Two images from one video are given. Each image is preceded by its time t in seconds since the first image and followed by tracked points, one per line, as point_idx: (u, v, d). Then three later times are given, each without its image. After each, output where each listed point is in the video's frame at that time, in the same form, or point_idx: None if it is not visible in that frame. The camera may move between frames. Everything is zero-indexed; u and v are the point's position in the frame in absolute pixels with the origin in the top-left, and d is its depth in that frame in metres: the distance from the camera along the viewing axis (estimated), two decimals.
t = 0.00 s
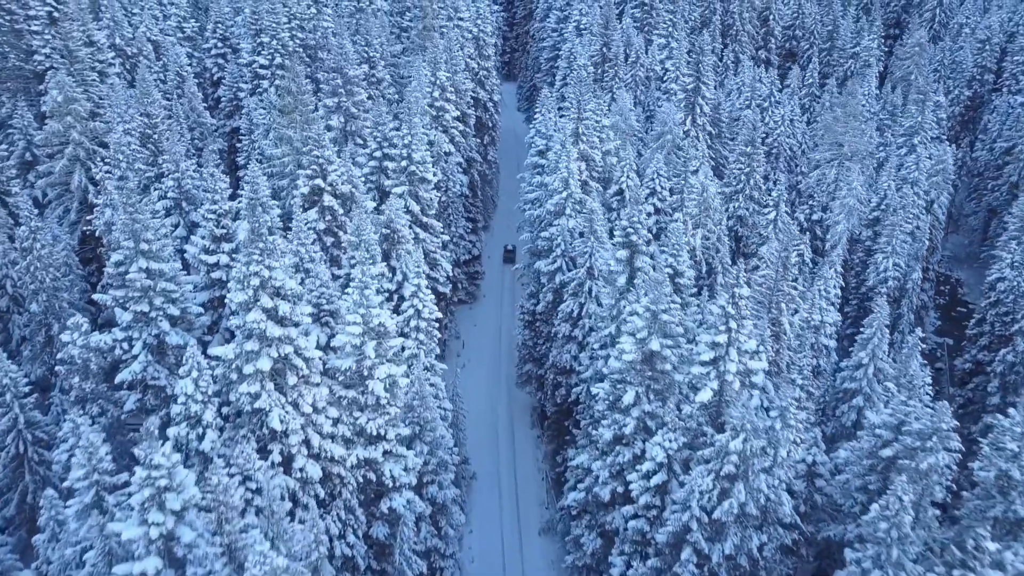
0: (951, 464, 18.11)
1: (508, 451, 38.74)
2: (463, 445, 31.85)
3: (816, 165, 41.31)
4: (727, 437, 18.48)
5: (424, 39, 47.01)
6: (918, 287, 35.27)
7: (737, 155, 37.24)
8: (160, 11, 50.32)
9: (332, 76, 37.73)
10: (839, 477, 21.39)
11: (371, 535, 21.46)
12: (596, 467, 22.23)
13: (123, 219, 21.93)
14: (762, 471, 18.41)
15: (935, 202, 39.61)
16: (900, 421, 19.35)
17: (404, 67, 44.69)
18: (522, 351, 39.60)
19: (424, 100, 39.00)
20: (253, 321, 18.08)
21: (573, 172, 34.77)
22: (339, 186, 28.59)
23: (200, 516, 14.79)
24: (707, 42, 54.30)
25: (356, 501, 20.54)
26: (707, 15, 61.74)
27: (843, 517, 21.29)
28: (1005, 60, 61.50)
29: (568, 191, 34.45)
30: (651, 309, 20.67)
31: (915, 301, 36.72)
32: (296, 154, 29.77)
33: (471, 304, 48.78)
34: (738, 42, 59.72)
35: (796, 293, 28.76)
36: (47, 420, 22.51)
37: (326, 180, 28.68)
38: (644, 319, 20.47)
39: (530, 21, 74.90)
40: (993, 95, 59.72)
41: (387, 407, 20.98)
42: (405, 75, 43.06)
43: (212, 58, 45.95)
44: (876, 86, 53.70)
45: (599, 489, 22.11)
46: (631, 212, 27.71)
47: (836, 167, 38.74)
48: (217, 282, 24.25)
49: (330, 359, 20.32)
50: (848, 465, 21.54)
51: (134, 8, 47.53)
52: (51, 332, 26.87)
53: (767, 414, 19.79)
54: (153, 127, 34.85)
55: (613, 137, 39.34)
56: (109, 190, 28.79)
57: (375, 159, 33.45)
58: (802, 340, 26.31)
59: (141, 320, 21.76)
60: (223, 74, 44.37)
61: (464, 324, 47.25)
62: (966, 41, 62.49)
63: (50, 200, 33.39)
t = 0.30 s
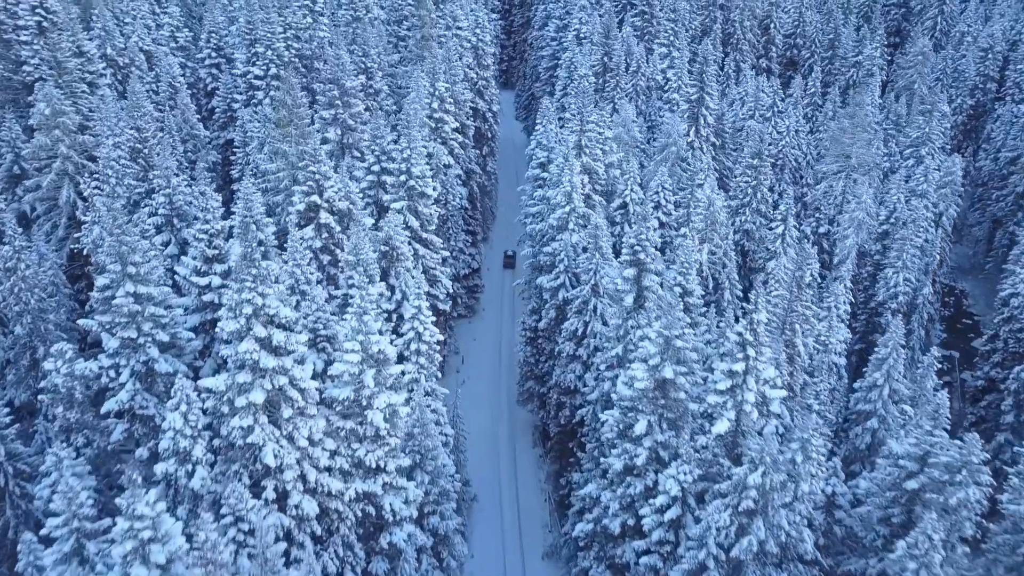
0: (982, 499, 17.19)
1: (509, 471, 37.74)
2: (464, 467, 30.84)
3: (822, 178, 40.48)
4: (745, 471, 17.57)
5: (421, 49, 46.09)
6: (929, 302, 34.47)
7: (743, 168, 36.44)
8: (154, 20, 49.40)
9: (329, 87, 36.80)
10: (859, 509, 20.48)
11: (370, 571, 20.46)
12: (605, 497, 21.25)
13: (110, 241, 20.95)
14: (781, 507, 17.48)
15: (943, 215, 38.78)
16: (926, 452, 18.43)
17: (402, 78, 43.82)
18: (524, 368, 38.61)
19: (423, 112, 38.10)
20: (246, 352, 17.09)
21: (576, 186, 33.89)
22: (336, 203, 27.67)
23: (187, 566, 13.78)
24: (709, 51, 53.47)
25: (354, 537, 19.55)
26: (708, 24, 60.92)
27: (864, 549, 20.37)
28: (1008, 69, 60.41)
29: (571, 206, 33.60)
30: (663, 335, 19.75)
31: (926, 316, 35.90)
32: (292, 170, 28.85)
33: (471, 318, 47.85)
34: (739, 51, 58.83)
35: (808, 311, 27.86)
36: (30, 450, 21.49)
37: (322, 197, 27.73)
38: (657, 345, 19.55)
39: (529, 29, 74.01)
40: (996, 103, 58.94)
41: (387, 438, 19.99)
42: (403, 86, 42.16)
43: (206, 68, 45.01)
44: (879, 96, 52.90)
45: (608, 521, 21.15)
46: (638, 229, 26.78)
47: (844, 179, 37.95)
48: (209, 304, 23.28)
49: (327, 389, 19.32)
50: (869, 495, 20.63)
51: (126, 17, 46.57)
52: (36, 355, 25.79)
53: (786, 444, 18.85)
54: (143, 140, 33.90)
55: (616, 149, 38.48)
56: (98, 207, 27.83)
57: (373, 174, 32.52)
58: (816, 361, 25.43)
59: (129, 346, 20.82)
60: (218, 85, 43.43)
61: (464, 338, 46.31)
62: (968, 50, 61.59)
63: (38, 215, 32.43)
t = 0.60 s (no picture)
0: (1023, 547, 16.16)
1: (511, 498, 36.54)
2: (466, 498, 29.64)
3: (830, 194, 39.50)
4: (770, 516, 16.46)
5: (418, 62, 45.00)
6: (942, 322, 33.49)
7: (751, 185, 35.51)
8: (146, 32, 48.29)
9: (324, 101, 35.68)
10: (886, 552, 19.39)
11: None
12: (617, 538, 20.09)
13: (92, 269, 19.78)
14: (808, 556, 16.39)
15: (954, 232, 37.82)
16: (961, 495, 17.37)
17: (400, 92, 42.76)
18: (526, 390, 37.41)
19: (421, 127, 37.02)
20: (236, 394, 15.89)
21: (580, 205, 32.82)
22: (332, 224, 26.56)
23: None
24: (711, 62, 52.48)
25: None
26: (708, 35, 59.96)
27: None
28: (1011, 81, 58.90)
29: (575, 225, 32.56)
30: (679, 369, 18.66)
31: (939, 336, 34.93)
32: (286, 190, 27.75)
33: (470, 336, 46.70)
34: (740, 63, 57.76)
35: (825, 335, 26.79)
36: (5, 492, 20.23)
37: (318, 219, 26.60)
38: (673, 380, 18.47)
39: (526, 41, 73.03)
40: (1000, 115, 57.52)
41: (387, 479, 18.81)
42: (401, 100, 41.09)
43: (199, 82, 43.88)
44: (884, 109, 51.92)
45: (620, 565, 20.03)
46: (647, 251, 25.74)
47: (853, 196, 36.99)
48: (198, 334, 22.11)
49: (323, 430, 18.13)
50: (896, 537, 19.55)
51: (117, 29, 45.44)
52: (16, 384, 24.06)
53: (810, 485, 17.76)
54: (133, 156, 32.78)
55: (619, 165, 37.48)
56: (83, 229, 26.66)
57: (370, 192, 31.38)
58: (833, 390, 24.38)
59: (113, 380, 19.66)
60: (210, 99, 42.30)
61: (463, 357, 45.15)
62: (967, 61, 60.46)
63: (22, 236, 31.26)
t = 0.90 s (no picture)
0: None
1: (512, 524, 35.47)
2: (467, 527, 28.58)
3: (837, 212, 38.64)
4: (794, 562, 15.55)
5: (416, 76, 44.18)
6: (955, 342, 32.68)
7: (758, 202, 34.72)
8: (139, 46, 47.35)
9: (321, 117, 34.79)
10: None
11: None
12: None
13: (74, 299, 18.69)
14: None
15: (964, 248, 37.05)
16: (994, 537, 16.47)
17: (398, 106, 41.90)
18: (528, 413, 36.40)
19: (420, 143, 36.15)
20: (225, 437, 14.88)
21: (584, 223, 31.89)
22: (329, 246, 25.61)
23: None
24: (713, 75, 51.73)
25: None
26: (709, 48, 59.12)
27: None
28: (1013, 93, 57.51)
29: (578, 243, 31.64)
30: (696, 404, 17.72)
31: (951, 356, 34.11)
32: (281, 209, 26.80)
33: (469, 355, 45.67)
34: (741, 76, 56.78)
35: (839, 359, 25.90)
36: None
37: (314, 240, 25.65)
38: (689, 416, 17.56)
39: (524, 53, 72.21)
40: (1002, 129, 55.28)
41: (386, 522, 17.78)
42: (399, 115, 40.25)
43: (193, 97, 42.93)
44: (888, 122, 51.18)
45: None
46: (656, 274, 24.87)
47: (861, 212, 36.20)
48: (187, 364, 21.03)
49: (318, 470, 17.11)
50: None
51: (109, 43, 44.50)
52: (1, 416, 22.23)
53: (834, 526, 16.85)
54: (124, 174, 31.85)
55: (623, 181, 36.63)
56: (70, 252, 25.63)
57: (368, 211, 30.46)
58: (849, 417, 23.50)
59: (97, 416, 18.62)
60: (204, 114, 41.38)
61: (462, 377, 44.11)
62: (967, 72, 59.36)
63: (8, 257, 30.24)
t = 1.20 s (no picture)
0: None
1: (515, 554, 34.27)
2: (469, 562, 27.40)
3: (845, 230, 37.81)
4: None
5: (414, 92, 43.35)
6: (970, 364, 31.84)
7: (766, 221, 33.92)
8: (133, 61, 46.44)
9: (317, 135, 33.87)
10: None
11: None
12: None
13: (54, 332, 17.64)
14: None
15: (974, 267, 36.28)
16: None
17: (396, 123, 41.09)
18: (530, 437, 35.34)
19: (419, 161, 35.27)
20: (214, 486, 13.91)
21: (589, 244, 30.95)
22: (326, 271, 24.63)
23: None
24: (714, 90, 51.09)
25: None
26: (709, 63, 58.52)
27: None
28: (1015, 108, 56.78)
29: (582, 264, 30.68)
30: (715, 443, 16.83)
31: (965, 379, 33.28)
32: (276, 232, 25.81)
33: (469, 375, 44.51)
34: (741, 90, 56.00)
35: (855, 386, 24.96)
36: None
37: (310, 265, 24.66)
38: (708, 457, 16.70)
39: (522, 68, 71.56)
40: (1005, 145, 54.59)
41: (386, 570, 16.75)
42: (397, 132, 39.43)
43: (186, 113, 42.00)
44: (892, 138, 50.53)
45: None
46: (666, 299, 23.98)
47: (871, 231, 35.39)
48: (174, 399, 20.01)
49: (314, 517, 16.10)
50: None
51: (101, 59, 43.56)
52: None
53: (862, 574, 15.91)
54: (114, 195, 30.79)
55: (627, 199, 35.77)
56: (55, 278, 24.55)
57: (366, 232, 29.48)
58: (868, 448, 22.56)
59: (78, 456, 17.54)
60: (198, 131, 40.43)
61: (462, 398, 42.92)
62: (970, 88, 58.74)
63: None
